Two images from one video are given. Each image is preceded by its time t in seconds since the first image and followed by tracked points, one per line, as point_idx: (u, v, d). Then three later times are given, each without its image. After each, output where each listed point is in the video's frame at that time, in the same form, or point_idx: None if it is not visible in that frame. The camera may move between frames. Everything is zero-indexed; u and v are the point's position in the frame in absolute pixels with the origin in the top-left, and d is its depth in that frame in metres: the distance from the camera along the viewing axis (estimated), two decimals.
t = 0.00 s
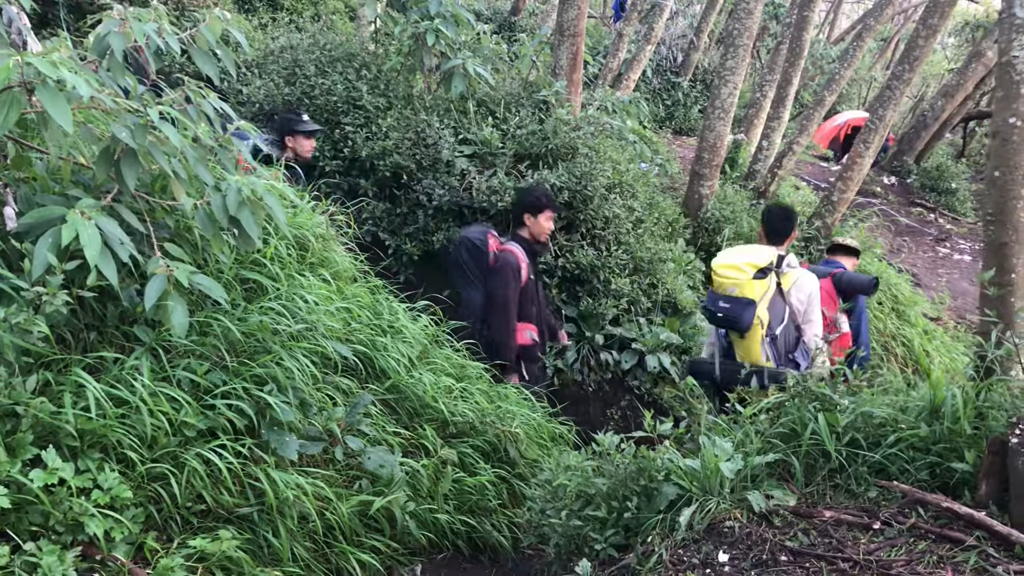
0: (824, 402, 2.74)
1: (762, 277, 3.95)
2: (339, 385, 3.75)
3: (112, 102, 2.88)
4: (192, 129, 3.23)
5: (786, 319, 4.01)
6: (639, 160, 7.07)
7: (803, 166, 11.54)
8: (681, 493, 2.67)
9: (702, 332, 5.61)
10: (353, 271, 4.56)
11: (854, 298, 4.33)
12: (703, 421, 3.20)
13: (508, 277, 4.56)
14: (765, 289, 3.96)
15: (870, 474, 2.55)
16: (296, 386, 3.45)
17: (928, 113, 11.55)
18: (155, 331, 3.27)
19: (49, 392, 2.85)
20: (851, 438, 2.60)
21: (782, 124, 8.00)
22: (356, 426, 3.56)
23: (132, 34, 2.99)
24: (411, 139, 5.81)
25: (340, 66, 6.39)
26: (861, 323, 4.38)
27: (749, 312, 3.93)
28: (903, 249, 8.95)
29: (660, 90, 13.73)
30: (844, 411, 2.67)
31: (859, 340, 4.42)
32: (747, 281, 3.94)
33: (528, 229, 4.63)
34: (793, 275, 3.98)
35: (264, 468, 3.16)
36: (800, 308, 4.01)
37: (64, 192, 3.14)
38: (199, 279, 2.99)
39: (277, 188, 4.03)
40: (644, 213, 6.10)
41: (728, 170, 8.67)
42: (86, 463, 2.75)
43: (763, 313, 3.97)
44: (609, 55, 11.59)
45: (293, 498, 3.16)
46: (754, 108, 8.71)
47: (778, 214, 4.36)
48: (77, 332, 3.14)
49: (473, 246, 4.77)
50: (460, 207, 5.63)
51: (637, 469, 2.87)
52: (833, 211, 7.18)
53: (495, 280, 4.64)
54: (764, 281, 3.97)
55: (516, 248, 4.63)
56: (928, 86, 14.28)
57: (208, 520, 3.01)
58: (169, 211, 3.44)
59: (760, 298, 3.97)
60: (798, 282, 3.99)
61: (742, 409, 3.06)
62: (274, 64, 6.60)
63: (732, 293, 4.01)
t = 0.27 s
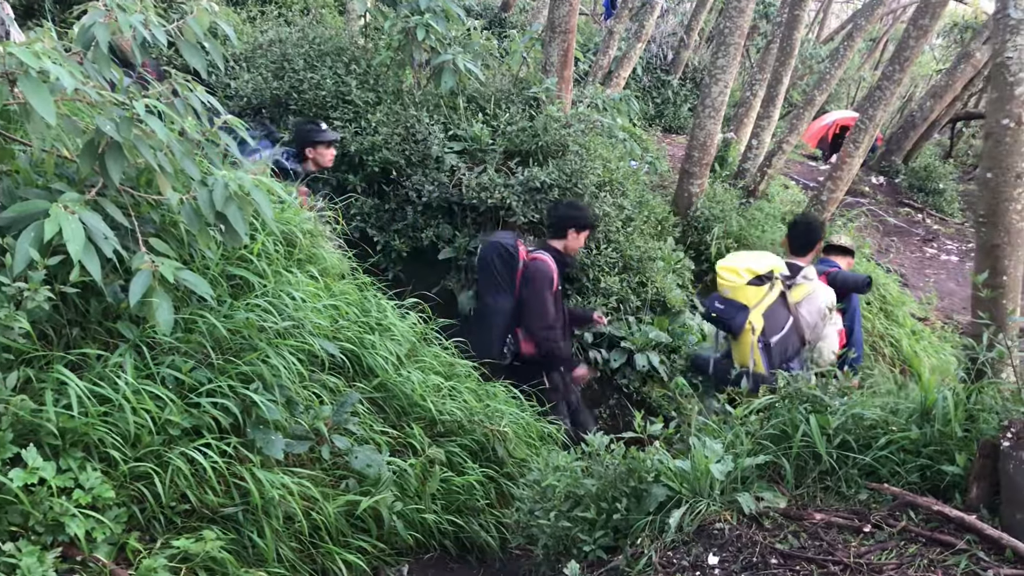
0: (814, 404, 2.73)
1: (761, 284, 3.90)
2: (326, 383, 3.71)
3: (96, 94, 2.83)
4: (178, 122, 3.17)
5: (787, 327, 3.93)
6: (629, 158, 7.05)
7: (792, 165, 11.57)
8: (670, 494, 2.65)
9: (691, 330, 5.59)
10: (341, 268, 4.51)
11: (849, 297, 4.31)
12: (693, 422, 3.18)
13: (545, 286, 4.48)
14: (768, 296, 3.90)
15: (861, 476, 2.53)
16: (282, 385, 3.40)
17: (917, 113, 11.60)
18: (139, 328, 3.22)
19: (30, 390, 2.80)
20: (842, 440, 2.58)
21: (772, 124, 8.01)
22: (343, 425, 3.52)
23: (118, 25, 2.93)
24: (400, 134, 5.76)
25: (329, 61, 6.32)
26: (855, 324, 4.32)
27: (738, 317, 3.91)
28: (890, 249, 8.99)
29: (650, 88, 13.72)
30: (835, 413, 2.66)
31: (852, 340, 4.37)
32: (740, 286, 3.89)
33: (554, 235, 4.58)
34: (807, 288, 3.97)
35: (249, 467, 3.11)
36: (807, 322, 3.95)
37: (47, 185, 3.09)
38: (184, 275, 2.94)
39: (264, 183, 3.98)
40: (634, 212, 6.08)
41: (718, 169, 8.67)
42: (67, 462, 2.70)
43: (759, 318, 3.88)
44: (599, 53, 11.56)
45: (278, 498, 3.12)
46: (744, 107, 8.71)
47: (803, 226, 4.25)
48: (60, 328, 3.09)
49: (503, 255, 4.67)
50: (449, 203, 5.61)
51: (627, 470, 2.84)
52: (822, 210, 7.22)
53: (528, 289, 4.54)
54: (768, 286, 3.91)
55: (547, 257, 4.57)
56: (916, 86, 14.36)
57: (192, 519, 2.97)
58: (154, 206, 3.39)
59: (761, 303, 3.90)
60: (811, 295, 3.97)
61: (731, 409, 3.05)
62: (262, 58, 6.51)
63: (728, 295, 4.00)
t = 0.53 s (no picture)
0: (802, 405, 2.72)
1: (755, 275, 4.01)
2: (310, 382, 3.65)
3: (77, 87, 2.76)
4: (161, 116, 3.11)
5: (779, 321, 3.92)
6: (617, 156, 7.03)
7: (779, 164, 11.61)
8: (657, 496, 2.63)
9: (679, 329, 5.55)
10: (326, 265, 4.45)
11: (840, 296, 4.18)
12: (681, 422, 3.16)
13: (561, 286, 4.42)
14: (764, 287, 3.97)
15: (849, 478, 2.52)
16: (265, 384, 3.34)
17: (903, 114, 11.66)
18: (119, 325, 3.16)
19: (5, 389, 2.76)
20: (829, 442, 2.57)
21: (759, 123, 8.02)
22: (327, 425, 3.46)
23: (99, 16, 2.85)
24: (387, 130, 5.70)
25: (315, 56, 6.24)
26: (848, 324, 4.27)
27: (726, 302, 4.12)
28: (876, 249, 9.04)
29: (637, 86, 13.71)
30: (823, 415, 2.65)
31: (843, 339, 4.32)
32: (729, 273, 4.10)
33: (570, 236, 4.50)
34: (813, 286, 3.92)
35: (230, 467, 3.06)
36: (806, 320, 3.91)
37: (26, 179, 3.02)
38: (166, 272, 2.87)
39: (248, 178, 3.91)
40: (621, 210, 6.06)
41: (706, 168, 8.67)
42: (44, 462, 2.66)
43: (745, 306, 3.96)
44: (587, 51, 11.54)
45: (260, 499, 3.07)
46: (732, 106, 8.70)
47: (830, 231, 4.24)
48: (38, 326, 3.04)
49: (517, 257, 4.63)
50: (436, 201, 5.56)
51: (613, 471, 2.82)
52: (809, 210, 7.25)
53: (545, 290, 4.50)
54: (760, 278, 4.00)
55: (564, 256, 4.52)
56: (902, 88, 14.45)
57: (172, 520, 2.92)
58: (136, 201, 3.32)
59: (750, 292, 3.98)
60: (818, 293, 3.91)
61: (719, 410, 3.03)
62: (248, 52, 6.41)
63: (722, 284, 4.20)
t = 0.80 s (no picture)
0: (790, 402, 2.71)
1: (755, 266, 4.14)
2: (294, 380, 3.60)
3: (55, 81, 2.69)
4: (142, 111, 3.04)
5: (774, 313, 4.03)
6: (604, 152, 7.00)
7: (765, 160, 11.64)
8: (645, 494, 2.60)
9: (666, 325, 5.51)
10: (311, 261, 4.38)
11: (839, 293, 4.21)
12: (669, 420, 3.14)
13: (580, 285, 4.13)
14: (762, 279, 4.08)
15: (837, 475, 2.51)
16: (249, 383, 3.29)
17: (888, 110, 11.71)
18: (100, 323, 3.10)
19: None
20: (818, 439, 2.56)
21: (745, 119, 8.03)
22: (311, 424, 3.41)
23: (78, 9, 2.77)
24: (372, 126, 5.64)
25: (300, 50, 6.17)
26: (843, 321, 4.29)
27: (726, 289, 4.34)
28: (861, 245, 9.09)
29: (623, 82, 13.70)
30: (812, 412, 2.64)
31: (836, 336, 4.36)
32: (730, 263, 4.26)
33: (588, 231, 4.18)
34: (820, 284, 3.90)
35: (213, 467, 3.01)
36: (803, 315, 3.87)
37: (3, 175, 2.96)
38: (147, 270, 2.81)
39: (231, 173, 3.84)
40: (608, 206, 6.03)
41: (692, 164, 8.68)
42: (23, 463, 2.61)
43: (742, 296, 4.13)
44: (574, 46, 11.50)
45: (244, 499, 3.03)
46: (718, 102, 8.70)
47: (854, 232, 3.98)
48: (16, 324, 2.97)
49: (530, 250, 4.23)
50: (422, 196, 5.49)
51: (601, 470, 2.80)
52: (795, 206, 7.27)
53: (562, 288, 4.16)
54: (757, 269, 4.13)
55: (578, 253, 4.20)
56: (886, 84, 14.53)
57: (154, 521, 2.87)
58: (116, 197, 3.25)
59: (746, 283, 4.12)
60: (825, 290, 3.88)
61: (707, 407, 3.02)
62: (232, 46, 6.31)
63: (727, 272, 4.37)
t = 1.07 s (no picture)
0: (780, 400, 2.70)
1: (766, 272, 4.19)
2: (280, 382, 3.55)
3: (32, 79, 2.61)
4: (122, 111, 2.97)
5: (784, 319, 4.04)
6: (590, 149, 6.98)
7: (749, 155, 11.68)
8: (636, 494, 2.58)
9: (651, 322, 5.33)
10: (295, 261, 4.33)
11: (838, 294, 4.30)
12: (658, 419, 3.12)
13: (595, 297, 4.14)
14: (773, 284, 4.11)
15: (827, 473, 2.51)
16: (233, 385, 3.23)
17: (872, 105, 11.78)
18: (81, 326, 3.05)
19: None
20: (808, 437, 2.56)
21: (730, 115, 8.04)
22: (298, 426, 3.36)
23: (55, 6, 2.69)
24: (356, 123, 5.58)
25: (282, 47, 6.09)
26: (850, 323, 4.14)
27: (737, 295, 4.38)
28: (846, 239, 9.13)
29: (608, 78, 13.68)
30: (801, 409, 2.63)
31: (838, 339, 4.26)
32: (742, 269, 4.32)
33: (600, 240, 4.19)
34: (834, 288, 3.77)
35: (198, 472, 2.96)
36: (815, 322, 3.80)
37: None
38: (129, 272, 2.74)
39: (214, 173, 3.78)
40: (595, 203, 6.01)
41: (678, 160, 8.68)
42: (2, 470, 2.55)
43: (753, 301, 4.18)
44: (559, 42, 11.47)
45: (230, 504, 2.98)
46: (703, 97, 8.71)
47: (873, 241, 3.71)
48: None
49: (548, 264, 4.21)
50: (408, 194, 5.47)
51: (591, 469, 2.78)
52: (781, 201, 7.29)
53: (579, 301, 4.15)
54: (768, 275, 4.16)
55: (594, 264, 4.21)
56: (868, 79, 14.62)
57: (138, 527, 2.82)
58: (97, 198, 3.19)
59: (758, 288, 4.17)
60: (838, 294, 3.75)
61: (697, 406, 3.00)
62: (214, 44, 6.22)
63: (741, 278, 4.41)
